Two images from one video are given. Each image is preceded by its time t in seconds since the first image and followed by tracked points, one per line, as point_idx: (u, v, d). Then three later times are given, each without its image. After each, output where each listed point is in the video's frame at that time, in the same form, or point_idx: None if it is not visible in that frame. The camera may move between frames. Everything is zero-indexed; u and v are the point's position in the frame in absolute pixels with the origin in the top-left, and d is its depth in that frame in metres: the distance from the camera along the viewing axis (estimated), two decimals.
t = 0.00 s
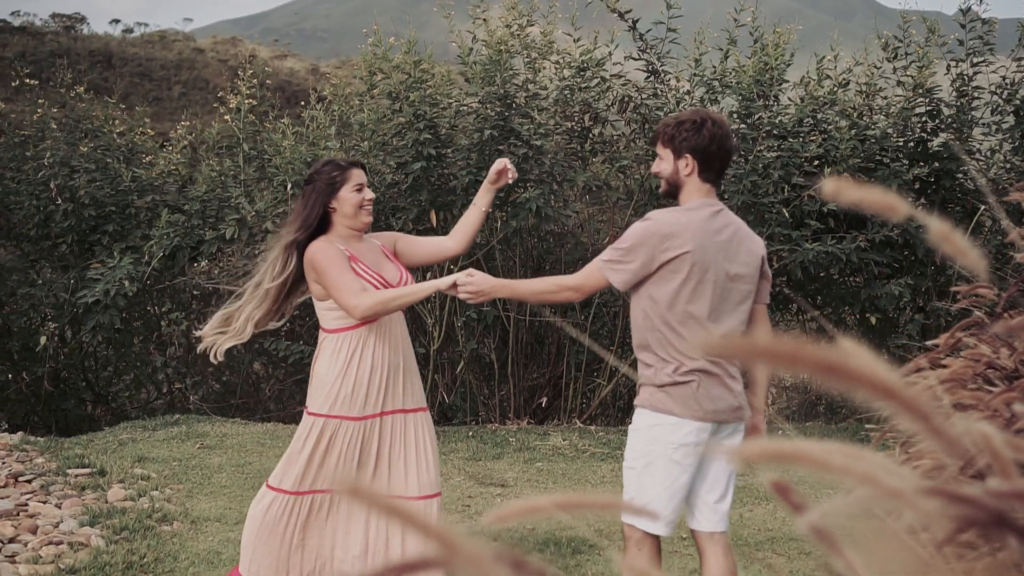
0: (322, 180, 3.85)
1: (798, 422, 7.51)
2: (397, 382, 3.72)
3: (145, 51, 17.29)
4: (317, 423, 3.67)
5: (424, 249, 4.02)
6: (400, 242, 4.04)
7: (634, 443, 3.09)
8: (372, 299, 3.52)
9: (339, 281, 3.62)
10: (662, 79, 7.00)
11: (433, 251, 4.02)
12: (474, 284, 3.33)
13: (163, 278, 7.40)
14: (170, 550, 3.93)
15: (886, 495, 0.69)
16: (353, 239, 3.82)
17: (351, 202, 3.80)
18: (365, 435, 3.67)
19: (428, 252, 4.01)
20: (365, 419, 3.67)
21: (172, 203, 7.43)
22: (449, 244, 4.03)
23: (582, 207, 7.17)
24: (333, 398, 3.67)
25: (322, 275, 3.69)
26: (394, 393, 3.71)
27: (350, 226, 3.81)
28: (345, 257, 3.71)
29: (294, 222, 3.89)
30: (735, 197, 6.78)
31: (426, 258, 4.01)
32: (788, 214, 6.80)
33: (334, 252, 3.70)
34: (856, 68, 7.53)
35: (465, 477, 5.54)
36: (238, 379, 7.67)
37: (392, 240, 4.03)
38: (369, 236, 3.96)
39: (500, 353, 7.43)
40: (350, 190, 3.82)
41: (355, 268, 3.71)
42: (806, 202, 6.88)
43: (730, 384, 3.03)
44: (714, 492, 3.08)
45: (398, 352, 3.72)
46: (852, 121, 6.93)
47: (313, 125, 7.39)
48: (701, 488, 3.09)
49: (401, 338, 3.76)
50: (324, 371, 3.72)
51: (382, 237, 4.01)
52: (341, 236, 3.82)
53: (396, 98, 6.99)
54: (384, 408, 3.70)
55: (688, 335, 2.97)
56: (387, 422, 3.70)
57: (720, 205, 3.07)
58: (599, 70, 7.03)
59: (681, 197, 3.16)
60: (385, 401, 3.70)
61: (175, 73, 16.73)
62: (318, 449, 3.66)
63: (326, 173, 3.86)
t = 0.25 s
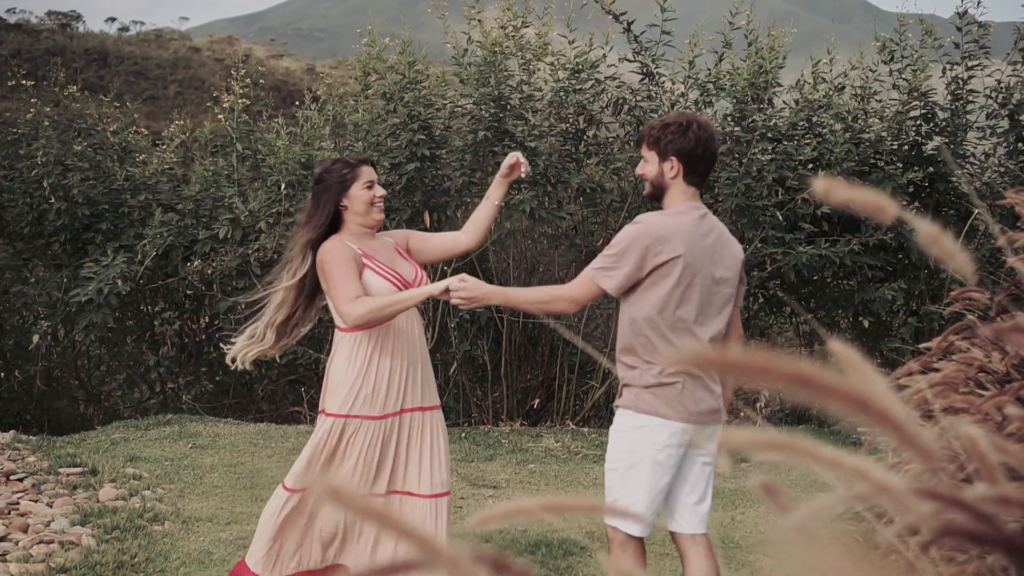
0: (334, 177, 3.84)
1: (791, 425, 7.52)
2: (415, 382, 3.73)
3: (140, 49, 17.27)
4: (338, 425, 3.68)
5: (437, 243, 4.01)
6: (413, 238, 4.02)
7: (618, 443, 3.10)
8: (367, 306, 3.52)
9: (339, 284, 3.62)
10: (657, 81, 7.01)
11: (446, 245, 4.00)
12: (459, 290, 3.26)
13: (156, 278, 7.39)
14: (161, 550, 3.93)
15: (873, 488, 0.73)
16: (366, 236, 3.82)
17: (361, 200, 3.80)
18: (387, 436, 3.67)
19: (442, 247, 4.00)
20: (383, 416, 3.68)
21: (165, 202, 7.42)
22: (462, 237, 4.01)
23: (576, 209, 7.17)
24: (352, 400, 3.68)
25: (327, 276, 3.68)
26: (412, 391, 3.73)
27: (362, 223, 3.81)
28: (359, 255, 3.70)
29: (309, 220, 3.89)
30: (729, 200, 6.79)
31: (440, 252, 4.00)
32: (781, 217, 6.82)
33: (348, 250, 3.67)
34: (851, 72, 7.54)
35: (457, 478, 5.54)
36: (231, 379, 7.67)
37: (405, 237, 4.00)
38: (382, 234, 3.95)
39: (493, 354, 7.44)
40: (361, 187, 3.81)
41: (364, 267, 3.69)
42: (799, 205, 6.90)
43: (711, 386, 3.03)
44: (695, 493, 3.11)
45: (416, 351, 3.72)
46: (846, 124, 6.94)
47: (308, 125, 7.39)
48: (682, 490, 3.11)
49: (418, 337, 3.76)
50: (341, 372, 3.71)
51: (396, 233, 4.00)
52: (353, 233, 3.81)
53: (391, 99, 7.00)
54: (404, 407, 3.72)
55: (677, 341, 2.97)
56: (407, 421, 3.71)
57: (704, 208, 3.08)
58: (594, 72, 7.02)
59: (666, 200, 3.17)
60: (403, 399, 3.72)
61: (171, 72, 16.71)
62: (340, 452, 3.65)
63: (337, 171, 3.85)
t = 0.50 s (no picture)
0: (347, 175, 3.80)
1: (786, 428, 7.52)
2: (431, 380, 3.70)
3: (139, 49, 17.28)
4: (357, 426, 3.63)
5: (454, 238, 3.99)
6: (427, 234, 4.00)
7: (605, 444, 3.10)
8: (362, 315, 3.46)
9: (338, 289, 3.57)
10: (654, 83, 7.01)
11: (462, 240, 3.98)
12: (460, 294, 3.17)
13: (152, 278, 7.39)
14: (155, 550, 3.93)
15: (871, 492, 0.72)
16: (381, 235, 3.76)
17: (376, 196, 3.73)
18: (407, 436, 3.64)
19: (459, 241, 3.97)
20: (404, 415, 3.63)
21: (161, 202, 7.41)
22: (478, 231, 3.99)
23: (572, 211, 7.17)
24: (371, 401, 3.62)
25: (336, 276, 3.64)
26: (429, 390, 3.70)
27: (376, 221, 3.75)
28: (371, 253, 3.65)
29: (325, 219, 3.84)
30: (726, 202, 6.79)
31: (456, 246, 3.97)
32: (778, 220, 6.82)
33: (358, 250, 3.62)
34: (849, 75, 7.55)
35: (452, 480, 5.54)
36: (227, 379, 7.65)
37: (421, 234, 3.99)
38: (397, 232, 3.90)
39: (489, 356, 7.44)
40: (375, 184, 3.75)
41: (374, 267, 3.64)
42: (796, 208, 6.90)
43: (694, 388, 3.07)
44: (673, 495, 3.12)
45: (433, 352, 3.69)
46: (844, 127, 6.94)
47: (305, 126, 7.39)
48: (661, 492, 3.12)
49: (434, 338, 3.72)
50: (357, 373, 3.66)
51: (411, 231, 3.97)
52: (368, 231, 3.76)
53: (388, 99, 7.00)
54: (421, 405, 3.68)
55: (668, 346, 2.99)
56: (424, 421, 3.69)
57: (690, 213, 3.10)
58: (591, 74, 7.02)
59: (650, 203, 3.16)
60: (421, 398, 3.68)
61: (169, 72, 16.71)
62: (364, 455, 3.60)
63: (349, 170, 3.81)
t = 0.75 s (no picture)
0: (364, 174, 3.75)
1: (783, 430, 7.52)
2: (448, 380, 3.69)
3: (138, 50, 17.29)
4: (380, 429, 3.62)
5: (472, 232, 3.99)
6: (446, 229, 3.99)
7: (593, 447, 3.10)
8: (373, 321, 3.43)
9: (351, 293, 3.53)
10: (651, 85, 7.02)
11: (480, 234, 3.97)
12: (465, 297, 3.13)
13: (149, 278, 7.39)
14: (150, 551, 3.92)
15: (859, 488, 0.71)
16: (399, 234, 3.72)
17: (394, 195, 3.68)
18: (430, 434, 3.64)
19: (478, 235, 3.98)
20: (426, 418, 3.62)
21: (158, 202, 7.42)
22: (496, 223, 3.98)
23: (569, 212, 7.17)
24: (390, 404, 3.60)
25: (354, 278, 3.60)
26: (446, 390, 3.68)
27: (394, 220, 3.71)
28: (387, 253, 3.59)
29: (346, 218, 3.79)
30: (723, 204, 6.80)
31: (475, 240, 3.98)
32: (775, 222, 6.82)
33: (375, 250, 3.56)
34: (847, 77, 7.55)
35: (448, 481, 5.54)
36: (224, 380, 7.62)
37: (439, 230, 3.98)
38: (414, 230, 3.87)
39: (486, 357, 7.44)
40: (392, 183, 3.70)
41: (390, 267, 3.59)
42: (794, 210, 6.89)
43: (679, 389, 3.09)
44: (654, 499, 3.15)
45: (450, 352, 3.66)
46: (842, 130, 6.95)
47: (302, 127, 7.40)
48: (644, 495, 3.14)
49: (450, 337, 3.69)
50: (373, 376, 3.63)
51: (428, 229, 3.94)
52: (386, 230, 3.72)
53: (385, 100, 7.01)
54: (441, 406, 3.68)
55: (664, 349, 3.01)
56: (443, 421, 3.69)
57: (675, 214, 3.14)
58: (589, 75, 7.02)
59: (633, 204, 3.16)
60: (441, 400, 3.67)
61: (169, 72, 16.72)
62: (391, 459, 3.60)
63: (366, 169, 3.74)
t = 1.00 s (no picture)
0: (376, 173, 3.58)
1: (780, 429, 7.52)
2: (461, 379, 3.55)
3: (138, 50, 17.32)
4: (398, 432, 3.44)
5: (484, 230, 3.83)
6: (457, 227, 3.85)
7: (586, 449, 3.10)
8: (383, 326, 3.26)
9: (362, 297, 3.37)
10: (648, 85, 7.01)
11: (493, 231, 3.82)
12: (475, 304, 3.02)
13: (146, 278, 7.39)
14: (146, 552, 3.92)
15: (851, 483, 0.71)
16: (412, 236, 3.56)
17: (408, 196, 3.51)
18: (449, 434, 3.47)
19: (491, 232, 3.82)
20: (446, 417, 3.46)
21: (155, 203, 7.41)
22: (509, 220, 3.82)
23: (567, 213, 7.17)
24: (407, 405, 3.43)
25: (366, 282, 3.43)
26: (459, 389, 3.55)
27: (407, 220, 3.54)
28: (400, 255, 3.42)
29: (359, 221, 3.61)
30: (720, 205, 6.80)
31: (488, 237, 3.82)
32: (772, 222, 6.82)
33: (387, 253, 3.39)
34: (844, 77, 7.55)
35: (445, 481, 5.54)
36: (221, 381, 7.61)
37: (449, 228, 3.84)
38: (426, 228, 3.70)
39: (483, 358, 7.44)
40: (406, 183, 3.53)
41: (404, 269, 3.42)
42: (791, 210, 6.89)
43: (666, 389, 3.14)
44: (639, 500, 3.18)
45: (463, 354, 3.52)
46: (839, 130, 6.94)
47: (299, 127, 7.39)
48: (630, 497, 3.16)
49: (463, 340, 3.53)
50: (387, 377, 3.46)
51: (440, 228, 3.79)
52: (398, 231, 3.55)
53: (382, 101, 7.02)
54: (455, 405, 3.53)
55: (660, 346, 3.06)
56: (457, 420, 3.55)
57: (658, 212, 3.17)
58: (586, 76, 7.01)
59: (620, 204, 3.16)
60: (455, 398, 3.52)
61: (168, 73, 16.75)
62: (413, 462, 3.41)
63: (378, 168, 3.58)
